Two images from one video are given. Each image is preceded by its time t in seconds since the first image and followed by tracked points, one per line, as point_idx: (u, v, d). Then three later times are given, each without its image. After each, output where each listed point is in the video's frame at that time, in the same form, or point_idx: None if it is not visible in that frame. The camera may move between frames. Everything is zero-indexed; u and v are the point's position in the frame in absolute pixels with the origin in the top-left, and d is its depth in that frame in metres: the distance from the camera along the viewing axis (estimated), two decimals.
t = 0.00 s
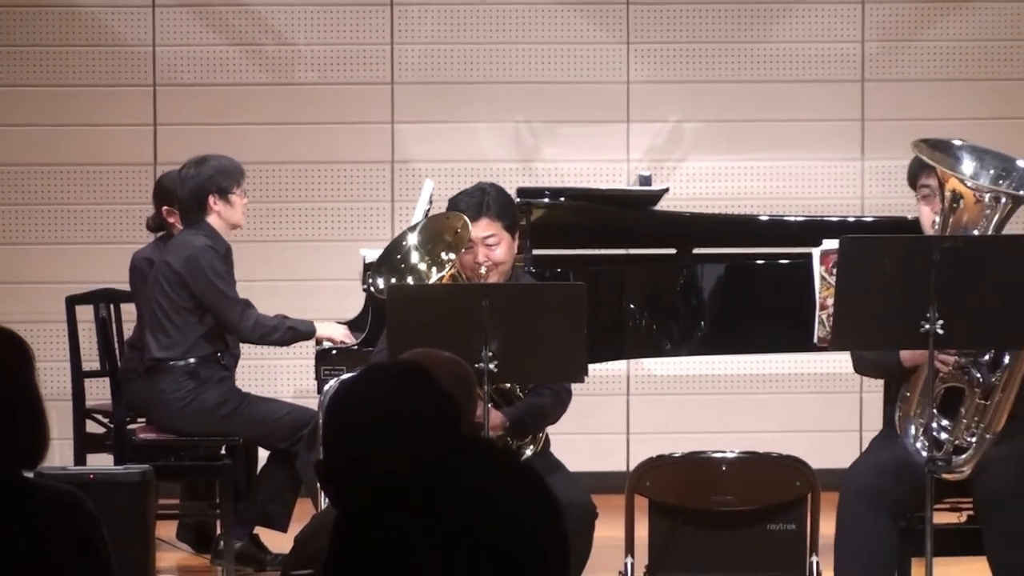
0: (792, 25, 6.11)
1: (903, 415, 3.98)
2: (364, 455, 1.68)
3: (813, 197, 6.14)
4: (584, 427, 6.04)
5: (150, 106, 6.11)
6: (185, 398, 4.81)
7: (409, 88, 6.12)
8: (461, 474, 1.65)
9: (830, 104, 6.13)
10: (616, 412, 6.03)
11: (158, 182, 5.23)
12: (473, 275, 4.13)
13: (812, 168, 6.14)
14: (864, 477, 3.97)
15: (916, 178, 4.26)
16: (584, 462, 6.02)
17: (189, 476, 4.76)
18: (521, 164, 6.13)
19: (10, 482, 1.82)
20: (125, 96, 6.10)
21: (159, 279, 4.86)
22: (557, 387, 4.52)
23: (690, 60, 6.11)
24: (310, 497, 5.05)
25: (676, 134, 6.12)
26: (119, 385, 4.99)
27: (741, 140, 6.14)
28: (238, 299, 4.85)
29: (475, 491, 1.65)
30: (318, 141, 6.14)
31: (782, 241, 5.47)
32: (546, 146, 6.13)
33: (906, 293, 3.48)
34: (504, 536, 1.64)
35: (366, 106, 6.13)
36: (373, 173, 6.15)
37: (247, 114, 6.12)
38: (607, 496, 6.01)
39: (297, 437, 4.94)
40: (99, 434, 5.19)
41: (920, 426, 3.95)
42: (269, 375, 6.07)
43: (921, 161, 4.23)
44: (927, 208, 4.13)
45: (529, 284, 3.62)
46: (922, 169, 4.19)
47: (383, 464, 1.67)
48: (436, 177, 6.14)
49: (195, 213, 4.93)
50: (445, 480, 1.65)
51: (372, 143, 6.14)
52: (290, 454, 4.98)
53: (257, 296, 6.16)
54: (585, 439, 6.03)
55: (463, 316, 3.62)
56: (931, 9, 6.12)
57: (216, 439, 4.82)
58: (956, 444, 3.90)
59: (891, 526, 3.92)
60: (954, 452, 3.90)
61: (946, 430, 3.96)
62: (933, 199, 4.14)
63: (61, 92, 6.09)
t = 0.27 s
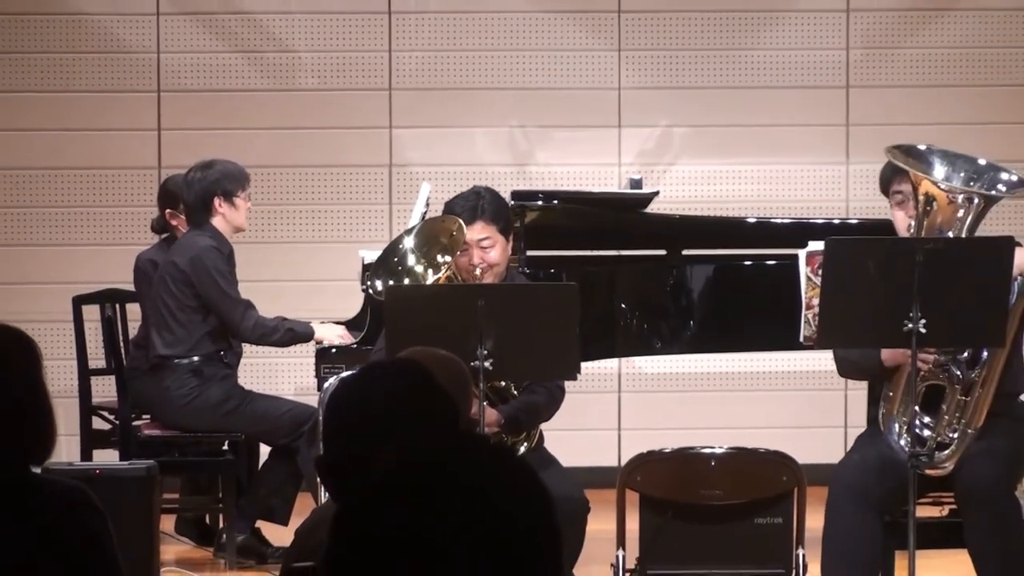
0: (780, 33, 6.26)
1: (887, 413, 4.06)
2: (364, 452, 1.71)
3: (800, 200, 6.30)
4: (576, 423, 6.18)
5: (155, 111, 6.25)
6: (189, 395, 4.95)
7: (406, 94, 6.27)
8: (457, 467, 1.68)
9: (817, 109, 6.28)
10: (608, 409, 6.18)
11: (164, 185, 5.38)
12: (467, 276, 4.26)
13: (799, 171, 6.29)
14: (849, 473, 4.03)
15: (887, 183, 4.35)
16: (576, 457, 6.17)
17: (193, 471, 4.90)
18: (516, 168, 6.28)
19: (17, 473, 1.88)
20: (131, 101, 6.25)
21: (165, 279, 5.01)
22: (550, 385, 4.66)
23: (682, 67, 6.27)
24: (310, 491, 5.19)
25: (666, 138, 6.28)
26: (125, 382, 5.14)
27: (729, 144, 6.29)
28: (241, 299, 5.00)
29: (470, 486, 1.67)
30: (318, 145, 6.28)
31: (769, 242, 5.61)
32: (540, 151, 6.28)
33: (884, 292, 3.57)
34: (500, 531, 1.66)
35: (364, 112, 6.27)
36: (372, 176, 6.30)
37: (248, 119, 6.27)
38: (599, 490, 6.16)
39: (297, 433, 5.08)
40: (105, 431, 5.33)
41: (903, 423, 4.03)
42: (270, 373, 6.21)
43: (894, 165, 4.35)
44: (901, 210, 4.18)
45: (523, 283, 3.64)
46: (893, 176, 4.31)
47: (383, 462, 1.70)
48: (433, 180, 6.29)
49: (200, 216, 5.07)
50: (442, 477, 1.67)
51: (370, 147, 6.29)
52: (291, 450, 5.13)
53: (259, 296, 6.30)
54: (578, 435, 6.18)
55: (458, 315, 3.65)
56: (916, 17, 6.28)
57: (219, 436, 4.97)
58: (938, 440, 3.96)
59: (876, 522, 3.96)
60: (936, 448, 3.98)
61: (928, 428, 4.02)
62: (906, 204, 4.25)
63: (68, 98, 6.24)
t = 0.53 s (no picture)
0: (769, 40, 6.41)
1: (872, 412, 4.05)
2: (360, 448, 1.64)
3: (788, 202, 6.45)
4: (570, 420, 6.33)
5: (158, 117, 6.40)
6: (191, 392, 5.09)
7: (403, 99, 6.42)
8: (454, 473, 1.60)
9: (805, 114, 6.44)
10: (599, 406, 6.33)
11: (168, 188, 5.53)
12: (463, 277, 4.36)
13: (787, 174, 6.45)
14: (837, 470, 4.02)
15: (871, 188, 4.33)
16: (569, 453, 6.31)
17: (196, 466, 5.05)
18: (509, 171, 6.43)
19: (22, 471, 2.02)
20: (135, 106, 6.39)
21: (169, 279, 5.15)
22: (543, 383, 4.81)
23: (672, 74, 6.42)
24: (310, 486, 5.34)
25: (657, 143, 6.43)
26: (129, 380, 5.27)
27: (718, 148, 6.45)
28: (243, 298, 5.14)
29: (466, 494, 1.59)
30: (317, 150, 6.43)
31: (757, 243, 5.78)
32: (533, 155, 6.43)
33: (873, 292, 3.52)
34: (495, 540, 1.59)
35: (362, 117, 6.42)
36: (370, 179, 6.45)
37: (249, 124, 6.41)
38: (591, 486, 6.31)
39: (297, 430, 5.22)
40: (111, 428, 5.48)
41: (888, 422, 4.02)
42: (271, 372, 6.36)
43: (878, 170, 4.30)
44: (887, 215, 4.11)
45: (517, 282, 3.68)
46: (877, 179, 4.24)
47: (380, 457, 1.63)
48: (429, 184, 6.44)
49: (204, 217, 5.22)
50: (440, 478, 1.60)
51: (368, 151, 6.44)
52: (290, 446, 5.27)
53: (260, 297, 6.45)
54: (570, 432, 6.33)
55: (454, 314, 3.69)
56: (901, 25, 6.43)
57: (221, 432, 5.11)
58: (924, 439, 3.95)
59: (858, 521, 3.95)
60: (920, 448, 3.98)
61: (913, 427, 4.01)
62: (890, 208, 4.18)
63: (74, 103, 6.39)
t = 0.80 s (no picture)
0: (757, 47, 6.57)
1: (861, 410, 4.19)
2: (353, 447, 1.63)
3: (774, 205, 6.62)
4: (562, 417, 6.49)
5: (161, 122, 6.55)
6: (194, 390, 5.23)
7: (400, 104, 6.57)
8: (438, 476, 1.62)
9: (791, 119, 6.60)
10: (589, 403, 6.48)
11: (172, 192, 5.68)
12: (456, 276, 4.52)
13: (774, 177, 6.61)
14: (823, 466, 4.18)
15: (866, 189, 4.36)
16: (561, 449, 6.47)
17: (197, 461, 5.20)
18: (503, 175, 6.59)
19: (23, 470, 1.91)
20: (138, 112, 6.54)
21: (173, 278, 5.30)
22: (535, 380, 4.96)
23: (662, 80, 6.58)
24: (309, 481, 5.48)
25: (647, 147, 6.59)
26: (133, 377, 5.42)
27: (707, 153, 6.61)
28: (245, 297, 5.29)
29: (451, 496, 1.62)
30: (315, 153, 6.58)
31: (743, 243, 5.94)
32: (526, 158, 6.59)
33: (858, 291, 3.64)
34: (487, 539, 1.63)
35: (359, 121, 6.58)
36: (366, 183, 6.60)
37: (249, 128, 6.57)
38: (582, 481, 6.47)
39: (296, 426, 5.36)
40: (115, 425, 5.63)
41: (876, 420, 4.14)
42: (272, 369, 6.51)
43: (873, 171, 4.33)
44: (880, 217, 4.16)
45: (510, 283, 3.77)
46: (871, 182, 4.27)
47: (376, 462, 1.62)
48: (425, 187, 6.59)
49: (207, 220, 5.37)
50: (436, 477, 1.62)
51: (365, 155, 6.59)
52: (289, 442, 5.41)
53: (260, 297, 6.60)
54: (562, 428, 6.48)
55: (448, 313, 3.79)
56: (885, 31, 6.59)
57: (222, 428, 5.26)
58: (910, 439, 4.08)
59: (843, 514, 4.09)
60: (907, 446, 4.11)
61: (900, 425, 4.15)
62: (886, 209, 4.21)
63: (79, 109, 6.54)
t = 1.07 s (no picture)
0: (745, 54, 6.73)
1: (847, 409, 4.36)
2: (352, 436, 1.78)
3: (761, 207, 6.78)
4: (555, 413, 6.64)
5: (163, 126, 6.70)
6: (195, 387, 5.35)
7: (396, 110, 6.73)
8: (437, 476, 1.76)
9: (778, 123, 6.77)
10: (580, 399, 6.64)
11: (176, 194, 5.82)
12: (452, 276, 4.66)
13: (761, 181, 6.77)
14: (811, 462, 4.34)
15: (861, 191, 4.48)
16: (553, 445, 6.62)
17: (199, 457, 5.36)
18: (497, 177, 6.74)
19: (36, 466, 2.30)
20: (141, 117, 6.69)
21: (176, 278, 5.44)
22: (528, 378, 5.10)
23: (652, 85, 6.74)
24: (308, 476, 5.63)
25: (636, 151, 6.74)
26: (136, 375, 5.55)
27: (696, 156, 6.77)
28: (246, 298, 5.43)
29: (448, 495, 1.75)
30: (313, 157, 6.73)
31: (731, 244, 6.10)
32: (519, 162, 6.75)
33: (844, 290, 3.79)
34: (478, 517, 1.75)
35: (357, 126, 6.73)
36: (364, 186, 6.75)
37: (249, 133, 6.72)
38: (574, 475, 6.62)
39: (295, 423, 5.51)
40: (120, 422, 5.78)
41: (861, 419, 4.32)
42: (272, 367, 6.66)
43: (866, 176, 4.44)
44: (870, 219, 4.31)
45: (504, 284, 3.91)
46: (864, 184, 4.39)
47: (374, 447, 1.77)
48: (420, 190, 6.74)
49: (210, 222, 5.51)
50: (429, 459, 1.76)
51: (362, 159, 6.74)
52: (289, 438, 5.56)
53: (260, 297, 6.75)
54: (554, 424, 6.64)
55: (445, 313, 3.93)
56: (870, 38, 6.75)
57: (224, 424, 5.42)
58: (895, 439, 4.25)
59: (829, 505, 4.27)
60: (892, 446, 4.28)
61: (886, 425, 4.32)
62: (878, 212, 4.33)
63: (83, 114, 6.69)
